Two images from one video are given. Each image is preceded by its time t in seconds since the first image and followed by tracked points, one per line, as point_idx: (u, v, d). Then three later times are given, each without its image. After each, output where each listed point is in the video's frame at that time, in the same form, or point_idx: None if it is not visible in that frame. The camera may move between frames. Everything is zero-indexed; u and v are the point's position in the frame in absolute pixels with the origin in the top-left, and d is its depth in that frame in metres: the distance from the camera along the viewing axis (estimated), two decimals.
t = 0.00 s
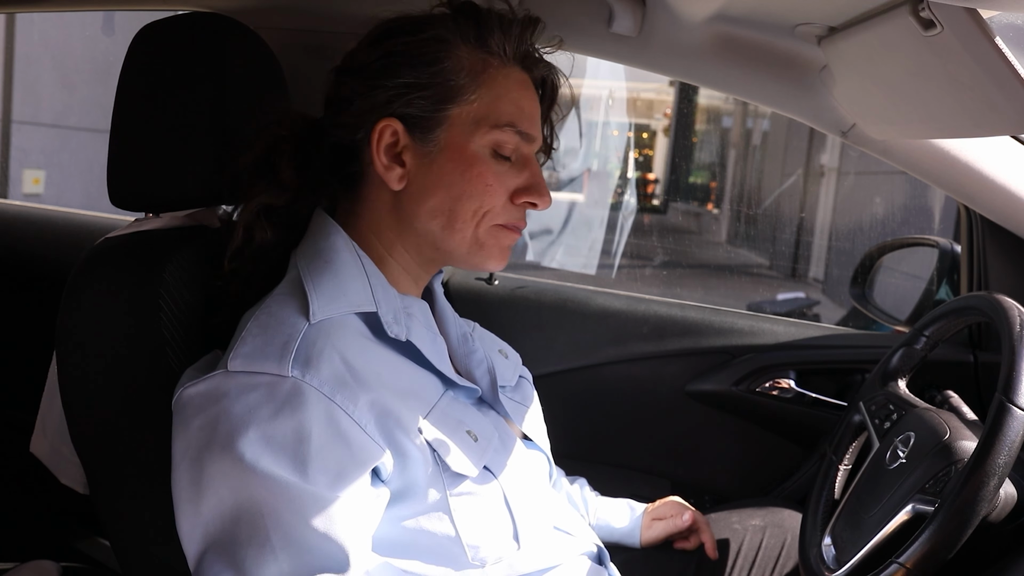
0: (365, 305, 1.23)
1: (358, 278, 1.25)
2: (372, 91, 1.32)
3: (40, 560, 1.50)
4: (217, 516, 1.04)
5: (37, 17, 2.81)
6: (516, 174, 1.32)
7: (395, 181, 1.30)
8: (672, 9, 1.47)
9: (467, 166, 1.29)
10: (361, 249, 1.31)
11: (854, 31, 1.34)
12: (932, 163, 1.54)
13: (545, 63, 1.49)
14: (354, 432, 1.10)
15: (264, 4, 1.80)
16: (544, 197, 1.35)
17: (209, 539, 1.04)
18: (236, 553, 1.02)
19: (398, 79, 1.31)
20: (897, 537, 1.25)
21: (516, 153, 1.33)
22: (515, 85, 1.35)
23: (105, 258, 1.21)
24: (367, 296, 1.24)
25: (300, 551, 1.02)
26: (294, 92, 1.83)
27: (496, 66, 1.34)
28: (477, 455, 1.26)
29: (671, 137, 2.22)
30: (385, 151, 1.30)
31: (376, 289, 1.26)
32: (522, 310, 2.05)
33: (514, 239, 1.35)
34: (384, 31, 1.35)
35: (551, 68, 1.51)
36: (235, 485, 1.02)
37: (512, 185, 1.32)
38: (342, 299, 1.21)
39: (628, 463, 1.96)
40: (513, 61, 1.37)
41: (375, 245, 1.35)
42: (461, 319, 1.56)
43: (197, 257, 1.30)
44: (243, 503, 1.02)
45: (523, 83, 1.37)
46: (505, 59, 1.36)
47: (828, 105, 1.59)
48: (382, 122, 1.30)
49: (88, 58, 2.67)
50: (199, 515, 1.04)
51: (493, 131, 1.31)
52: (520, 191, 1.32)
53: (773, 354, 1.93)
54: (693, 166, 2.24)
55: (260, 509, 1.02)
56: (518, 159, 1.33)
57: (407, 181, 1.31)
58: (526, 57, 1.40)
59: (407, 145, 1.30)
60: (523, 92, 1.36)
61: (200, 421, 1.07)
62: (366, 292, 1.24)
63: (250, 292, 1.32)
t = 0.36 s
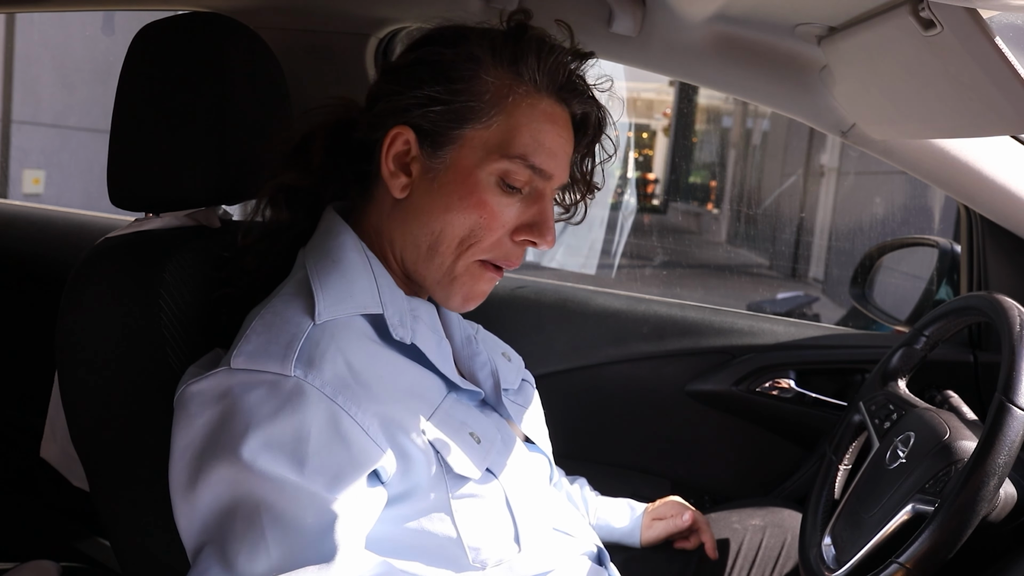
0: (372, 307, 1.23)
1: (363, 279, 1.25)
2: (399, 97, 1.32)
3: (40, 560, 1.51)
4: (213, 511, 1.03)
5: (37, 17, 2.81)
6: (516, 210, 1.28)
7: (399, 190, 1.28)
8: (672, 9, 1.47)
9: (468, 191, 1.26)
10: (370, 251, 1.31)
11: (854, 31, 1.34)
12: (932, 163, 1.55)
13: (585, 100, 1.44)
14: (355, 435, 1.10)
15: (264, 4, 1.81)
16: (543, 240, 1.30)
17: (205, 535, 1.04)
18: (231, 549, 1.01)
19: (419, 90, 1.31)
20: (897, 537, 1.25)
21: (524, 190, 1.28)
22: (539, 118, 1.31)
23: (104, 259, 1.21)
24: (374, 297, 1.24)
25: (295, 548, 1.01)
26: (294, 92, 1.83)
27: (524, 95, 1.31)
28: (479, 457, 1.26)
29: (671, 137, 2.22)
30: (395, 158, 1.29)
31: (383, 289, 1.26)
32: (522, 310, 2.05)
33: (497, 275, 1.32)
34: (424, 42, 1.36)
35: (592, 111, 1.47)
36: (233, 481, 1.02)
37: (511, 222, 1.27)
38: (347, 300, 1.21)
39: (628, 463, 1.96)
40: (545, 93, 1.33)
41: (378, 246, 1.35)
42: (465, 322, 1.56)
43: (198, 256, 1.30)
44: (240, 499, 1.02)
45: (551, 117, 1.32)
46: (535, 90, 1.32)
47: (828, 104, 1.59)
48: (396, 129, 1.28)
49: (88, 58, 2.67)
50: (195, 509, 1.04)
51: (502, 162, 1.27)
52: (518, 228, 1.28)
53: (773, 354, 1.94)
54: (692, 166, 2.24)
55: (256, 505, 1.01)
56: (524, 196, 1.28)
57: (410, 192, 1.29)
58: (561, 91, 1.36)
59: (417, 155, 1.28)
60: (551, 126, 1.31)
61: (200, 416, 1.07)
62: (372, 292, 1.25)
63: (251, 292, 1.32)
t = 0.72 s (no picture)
0: (364, 302, 1.23)
1: (356, 275, 1.25)
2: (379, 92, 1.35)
3: (40, 559, 1.51)
4: (225, 506, 1.04)
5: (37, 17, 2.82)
6: (512, 188, 1.29)
7: (389, 185, 1.30)
8: (672, 9, 1.46)
9: (459, 175, 1.28)
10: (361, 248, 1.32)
11: (854, 31, 1.34)
12: (932, 163, 1.55)
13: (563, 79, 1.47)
14: (355, 422, 1.11)
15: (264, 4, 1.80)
16: (543, 214, 1.31)
17: (218, 530, 1.05)
18: (248, 541, 1.03)
19: (398, 83, 1.33)
20: (897, 537, 1.25)
21: (515, 167, 1.30)
22: (521, 96, 1.33)
23: (104, 259, 1.21)
24: (366, 293, 1.24)
25: (311, 535, 1.02)
26: (294, 91, 1.83)
27: (502, 75, 1.33)
28: (476, 450, 1.26)
29: (671, 137, 2.22)
30: (382, 155, 1.31)
31: (375, 286, 1.26)
32: (522, 310, 2.05)
33: (506, 256, 1.31)
34: (398, 36, 1.39)
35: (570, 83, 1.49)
36: (244, 473, 1.03)
37: (508, 199, 1.29)
38: (341, 295, 1.21)
39: (628, 463, 1.96)
40: (523, 72, 1.36)
41: (374, 247, 1.35)
42: (461, 318, 1.56)
43: (198, 256, 1.30)
44: (252, 491, 1.03)
45: (530, 95, 1.35)
46: (512, 69, 1.35)
47: (828, 104, 1.58)
48: (380, 126, 1.30)
49: (88, 58, 2.67)
50: (206, 505, 1.05)
51: (489, 142, 1.29)
52: (516, 206, 1.29)
53: (773, 354, 1.93)
54: (692, 166, 2.24)
55: (269, 495, 1.03)
56: (517, 174, 1.30)
57: (401, 186, 1.31)
58: (538, 70, 1.38)
59: (403, 149, 1.30)
60: (532, 104, 1.34)
61: (201, 413, 1.07)
62: (365, 289, 1.24)
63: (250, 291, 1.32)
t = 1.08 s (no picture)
0: (359, 295, 1.23)
1: (351, 270, 1.25)
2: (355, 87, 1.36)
3: (41, 560, 1.51)
4: (228, 500, 1.04)
5: (37, 17, 2.83)
6: (499, 148, 1.39)
7: (391, 173, 1.35)
8: (672, 9, 1.46)
9: (459, 146, 1.35)
10: (353, 245, 1.31)
11: (854, 31, 1.34)
12: (931, 163, 1.55)
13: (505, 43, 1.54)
14: (356, 412, 1.11)
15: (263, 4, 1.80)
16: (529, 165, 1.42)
17: (221, 525, 1.04)
18: (251, 534, 1.02)
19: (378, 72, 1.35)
20: (898, 537, 1.25)
21: (495, 126, 1.40)
22: (483, 62, 1.42)
23: (104, 259, 1.21)
24: (362, 287, 1.24)
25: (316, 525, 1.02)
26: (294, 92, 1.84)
27: (463, 47, 1.41)
28: (475, 442, 1.27)
29: (671, 137, 2.23)
30: (376, 146, 1.35)
31: (370, 280, 1.26)
32: (522, 310, 2.06)
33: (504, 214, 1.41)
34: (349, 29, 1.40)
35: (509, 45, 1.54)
36: (247, 465, 1.03)
37: (502, 160, 1.39)
38: (337, 289, 1.21)
39: (628, 463, 1.96)
40: (478, 42, 1.43)
41: (370, 239, 1.39)
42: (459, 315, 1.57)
43: (198, 256, 1.30)
44: (255, 483, 1.03)
45: (489, 61, 1.44)
46: (469, 40, 1.42)
47: (828, 105, 1.58)
48: (369, 118, 1.34)
49: (88, 58, 2.67)
50: (208, 501, 1.04)
51: (475, 110, 1.38)
52: (507, 164, 1.39)
53: (773, 354, 1.94)
54: (692, 166, 2.25)
55: (273, 487, 1.02)
56: (500, 134, 1.40)
57: (401, 172, 1.35)
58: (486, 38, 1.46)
59: (396, 136, 1.35)
60: (491, 70, 1.43)
61: (202, 408, 1.07)
62: (361, 283, 1.24)
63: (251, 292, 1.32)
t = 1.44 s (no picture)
0: (364, 295, 1.23)
1: (355, 269, 1.25)
2: (376, 83, 1.30)
3: (41, 560, 1.51)
4: (215, 503, 1.05)
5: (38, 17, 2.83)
6: (501, 138, 1.45)
7: (420, 171, 1.35)
8: (672, 9, 1.46)
9: (477, 139, 1.40)
10: (357, 246, 1.31)
11: (854, 31, 1.34)
12: (931, 162, 1.54)
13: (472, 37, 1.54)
14: (357, 422, 1.10)
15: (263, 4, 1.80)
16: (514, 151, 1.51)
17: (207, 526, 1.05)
18: (234, 540, 1.03)
19: (402, 71, 1.32)
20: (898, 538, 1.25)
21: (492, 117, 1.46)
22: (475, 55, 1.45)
23: (104, 260, 1.21)
24: (366, 287, 1.24)
25: (299, 539, 1.02)
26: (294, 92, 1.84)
27: (461, 42, 1.42)
28: (478, 443, 1.26)
29: (671, 137, 2.23)
30: (403, 145, 1.33)
31: (375, 279, 1.26)
32: (522, 311, 2.06)
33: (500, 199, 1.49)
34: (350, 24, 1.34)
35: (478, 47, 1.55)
36: (236, 472, 1.03)
37: (505, 149, 1.46)
38: (342, 290, 1.21)
39: (628, 463, 1.96)
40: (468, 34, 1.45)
41: (385, 234, 1.38)
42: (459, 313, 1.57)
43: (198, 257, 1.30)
44: (243, 490, 1.03)
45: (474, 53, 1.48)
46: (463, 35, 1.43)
47: (828, 105, 1.59)
48: (399, 118, 1.32)
49: (88, 59, 2.67)
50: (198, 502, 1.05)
51: (482, 104, 1.43)
52: (507, 152, 1.46)
53: (773, 354, 1.94)
54: (692, 166, 2.25)
55: (258, 496, 1.02)
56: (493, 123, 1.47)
57: (427, 169, 1.36)
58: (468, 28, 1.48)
59: (422, 135, 1.35)
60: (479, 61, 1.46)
61: (201, 410, 1.07)
62: (366, 283, 1.24)
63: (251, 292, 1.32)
